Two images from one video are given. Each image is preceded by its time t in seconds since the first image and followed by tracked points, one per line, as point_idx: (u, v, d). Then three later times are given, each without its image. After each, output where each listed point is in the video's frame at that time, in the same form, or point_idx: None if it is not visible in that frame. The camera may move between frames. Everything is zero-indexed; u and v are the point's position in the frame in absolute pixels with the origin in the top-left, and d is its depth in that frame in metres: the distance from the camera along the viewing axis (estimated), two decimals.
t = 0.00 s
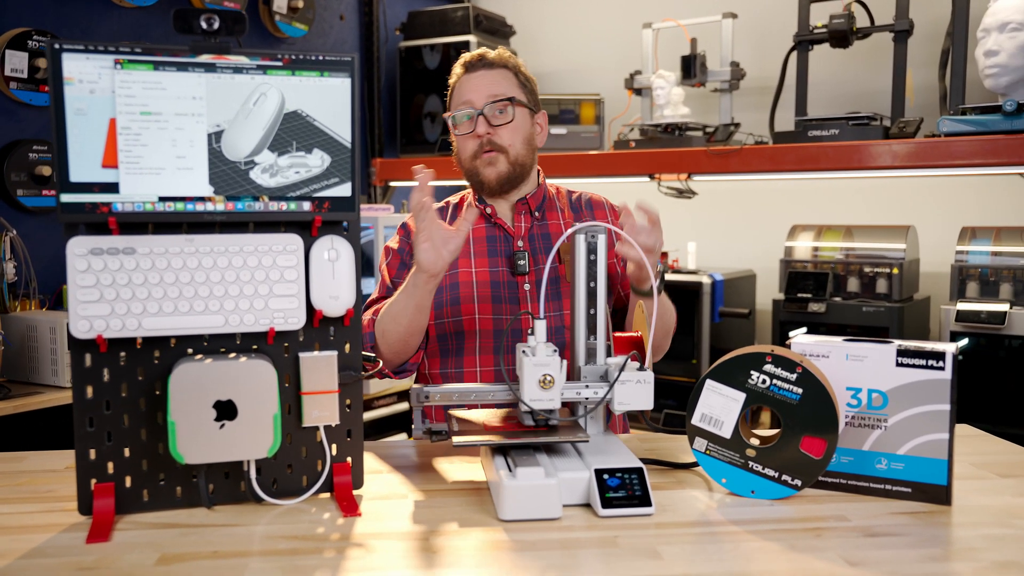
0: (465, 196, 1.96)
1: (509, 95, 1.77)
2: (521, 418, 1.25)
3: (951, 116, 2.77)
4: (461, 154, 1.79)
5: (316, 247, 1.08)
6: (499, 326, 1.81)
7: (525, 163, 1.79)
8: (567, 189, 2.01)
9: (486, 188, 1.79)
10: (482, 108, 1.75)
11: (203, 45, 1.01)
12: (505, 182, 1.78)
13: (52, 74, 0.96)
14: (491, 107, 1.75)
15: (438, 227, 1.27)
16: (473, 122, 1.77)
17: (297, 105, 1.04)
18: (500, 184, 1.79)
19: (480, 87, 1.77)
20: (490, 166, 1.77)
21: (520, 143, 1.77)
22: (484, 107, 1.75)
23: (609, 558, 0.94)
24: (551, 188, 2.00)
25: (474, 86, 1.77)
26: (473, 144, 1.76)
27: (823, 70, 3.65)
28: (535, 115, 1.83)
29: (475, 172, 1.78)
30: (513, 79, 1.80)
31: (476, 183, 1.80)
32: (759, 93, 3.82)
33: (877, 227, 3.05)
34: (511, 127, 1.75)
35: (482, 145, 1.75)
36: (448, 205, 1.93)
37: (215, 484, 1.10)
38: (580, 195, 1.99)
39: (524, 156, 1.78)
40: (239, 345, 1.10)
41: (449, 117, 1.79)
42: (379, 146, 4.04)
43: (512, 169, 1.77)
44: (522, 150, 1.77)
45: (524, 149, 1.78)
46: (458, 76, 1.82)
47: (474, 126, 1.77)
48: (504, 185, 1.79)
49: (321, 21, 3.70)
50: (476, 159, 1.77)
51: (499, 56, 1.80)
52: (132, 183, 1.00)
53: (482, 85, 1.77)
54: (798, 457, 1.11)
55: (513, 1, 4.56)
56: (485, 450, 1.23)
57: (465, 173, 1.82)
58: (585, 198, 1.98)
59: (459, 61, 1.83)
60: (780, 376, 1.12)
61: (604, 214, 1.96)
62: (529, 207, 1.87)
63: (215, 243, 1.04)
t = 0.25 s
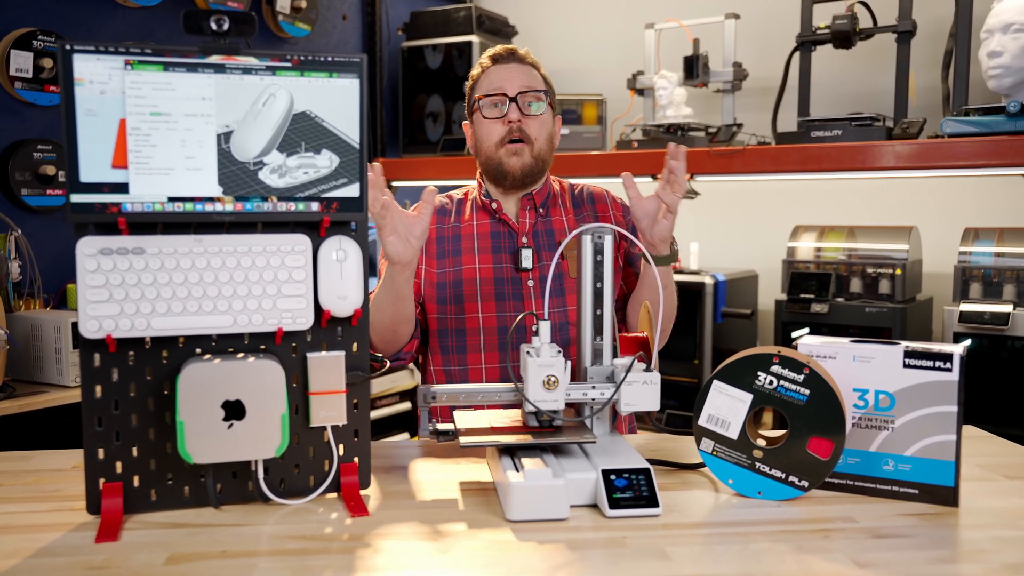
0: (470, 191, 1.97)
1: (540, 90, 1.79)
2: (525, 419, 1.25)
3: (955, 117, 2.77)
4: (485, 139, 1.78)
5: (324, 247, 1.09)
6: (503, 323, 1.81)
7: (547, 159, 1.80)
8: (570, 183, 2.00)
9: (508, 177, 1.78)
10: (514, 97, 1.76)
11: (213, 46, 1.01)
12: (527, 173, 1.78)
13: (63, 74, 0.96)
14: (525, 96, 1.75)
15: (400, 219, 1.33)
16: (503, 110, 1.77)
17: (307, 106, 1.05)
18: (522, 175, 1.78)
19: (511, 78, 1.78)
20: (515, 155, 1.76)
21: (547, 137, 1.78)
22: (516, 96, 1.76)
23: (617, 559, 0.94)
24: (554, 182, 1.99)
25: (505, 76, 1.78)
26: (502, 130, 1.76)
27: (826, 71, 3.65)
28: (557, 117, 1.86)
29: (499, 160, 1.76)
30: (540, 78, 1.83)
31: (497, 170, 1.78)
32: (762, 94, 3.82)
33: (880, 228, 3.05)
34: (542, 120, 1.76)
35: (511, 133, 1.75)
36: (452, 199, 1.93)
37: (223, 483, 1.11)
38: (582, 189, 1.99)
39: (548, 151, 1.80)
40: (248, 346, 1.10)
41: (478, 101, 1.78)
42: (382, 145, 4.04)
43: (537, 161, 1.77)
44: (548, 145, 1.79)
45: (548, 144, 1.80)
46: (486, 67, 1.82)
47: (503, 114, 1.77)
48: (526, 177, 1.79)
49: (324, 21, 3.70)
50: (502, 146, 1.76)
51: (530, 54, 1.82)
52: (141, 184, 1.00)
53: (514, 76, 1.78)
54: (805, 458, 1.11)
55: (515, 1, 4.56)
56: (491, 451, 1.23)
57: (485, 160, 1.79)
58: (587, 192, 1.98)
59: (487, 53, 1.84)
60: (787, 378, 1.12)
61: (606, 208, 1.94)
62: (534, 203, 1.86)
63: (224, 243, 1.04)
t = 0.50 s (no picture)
0: (474, 194, 1.96)
1: (547, 100, 1.78)
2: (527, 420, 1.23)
3: (960, 121, 2.77)
4: (490, 150, 1.78)
5: (333, 247, 1.09)
6: (507, 325, 1.81)
7: (551, 170, 1.81)
8: (577, 190, 2.01)
9: (510, 187, 1.79)
10: (521, 109, 1.75)
11: (224, 44, 1.01)
12: (530, 185, 1.79)
13: (74, 72, 0.96)
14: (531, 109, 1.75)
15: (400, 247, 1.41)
16: (509, 123, 1.77)
17: (317, 105, 1.05)
18: (525, 186, 1.79)
19: (519, 87, 1.76)
20: (519, 168, 1.77)
21: (552, 149, 1.78)
22: (522, 108, 1.75)
23: (624, 560, 0.94)
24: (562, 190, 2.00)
25: (512, 83, 1.76)
26: (506, 143, 1.76)
27: (830, 73, 3.65)
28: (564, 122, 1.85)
29: (502, 171, 1.78)
30: (548, 83, 1.81)
31: (501, 180, 1.79)
32: (766, 96, 3.82)
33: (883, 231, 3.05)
34: (547, 133, 1.77)
35: (516, 147, 1.76)
36: (457, 203, 1.93)
37: (229, 482, 1.11)
38: (592, 198, 1.98)
39: (552, 162, 1.80)
40: (255, 344, 1.10)
41: (484, 111, 1.77)
42: (385, 145, 4.04)
43: (540, 174, 1.78)
44: (552, 157, 1.79)
45: (552, 155, 1.80)
46: (495, 71, 1.80)
47: (509, 126, 1.77)
48: (529, 188, 1.80)
49: (329, 20, 3.70)
50: (506, 158, 1.77)
51: (540, 59, 1.79)
52: (152, 181, 1.00)
53: (521, 85, 1.76)
54: (811, 461, 1.11)
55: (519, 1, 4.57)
56: (497, 451, 1.23)
57: (490, 170, 1.81)
58: (595, 201, 1.98)
59: (496, 56, 1.81)
60: (794, 381, 1.12)
61: (614, 218, 1.96)
62: (540, 208, 1.87)
63: (234, 242, 1.04)
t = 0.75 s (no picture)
0: (477, 197, 1.96)
1: (550, 102, 1.78)
2: (536, 422, 1.23)
3: (961, 126, 2.77)
4: (492, 152, 1.78)
5: (339, 248, 1.09)
6: (512, 331, 1.80)
7: (554, 172, 1.80)
8: (580, 194, 2.01)
9: (511, 190, 1.79)
10: (524, 111, 1.75)
11: (232, 44, 1.01)
12: (532, 187, 1.79)
13: (81, 70, 0.96)
14: (533, 111, 1.75)
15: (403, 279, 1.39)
16: (511, 124, 1.77)
17: (323, 106, 1.05)
18: (527, 188, 1.79)
19: (522, 88, 1.77)
20: (520, 171, 1.76)
21: (554, 152, 1.78)
22: (524, 111, 1.75)
23: (628, 564, 0.94)
24: (564, 193, 1.99)
25: (516, 85, 1.77)
26: (508, 145, 1.76)
27: (832, 78, 3.66)
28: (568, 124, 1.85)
29: (504, 173, 1.77)
30: (552, 85, 1.81)
31: (503, 183, 1.79)
32: (768, 100, 3.82)
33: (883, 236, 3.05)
34: (550, 134, 1.76)
35: (518, 149, 1.75)
36: (460, 205, 1.93)
37: (233, 483, 1.11)
38: (594, 202, 1.99)
39: (554, 165, 1.80)
40: (260, 345, 1.10)
41: (486, 112, 1.77)
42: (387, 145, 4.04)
43: (543, 176, 1.78)
44: (555, 159, 1.79)
45: (555, 157, 1.80)
46: (498, 72, 1.80)
47: (511, 129, 1.77)
48: (530, 190, 1.79)
49: (331, 20, 3.70)
50: (507, 161, 1.76)
51: (543, 61, 1.79)
52: (158, 181, 1.00)
53: (524, 86, 1.77)
54: (816, 465, 1.11)
55: (522, 3, 4.57)
56: (501, 453, 1.23)
57: (491, 171, 1.80)
58: (598, 206, 1.99)
59: (499, 57, 1.81)
60: (798, 385, 1.12)
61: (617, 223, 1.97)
62: (544, 212, 1.86)
63: (239, 242, 1.04)
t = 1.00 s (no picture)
0: (470, 196, 1.96)
1: (548, 103, 1.78)
2: (525, 422, 1.24)
3: (952, 129, 2.78)
4: (490, 153, 1.78)
5: (334, 247, 1.09)
6: (502, 333, 1.81)
7: (549, 174, 1.81)
8: (572, 196, 2.01)
9: (508, 192, 1.79)
10: (522, 113, 1.75)
11: (228, 42, 1.01)
12: (528, 189, 1.79)
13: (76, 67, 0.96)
14: (532, 113, 1.75)
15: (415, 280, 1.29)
16: (510, 126, 1.77)
17: (320, 105, 1.04)
18: (523, 190, 1.79)
19: (520, 89, 1.76)
20: (517, 172, 1.77)
21: (551, 154, 1.79)
22: (523, 113, 1.75)
23: (623, 563, 0.95)
24: (557, 194, 2.00)
25: (514, 86, 1.76)
26: (506, 146, 1.76)
27: (824, 80, 3.67)
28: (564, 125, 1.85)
29: (501, 175, 1.77)
30: (550, 87, 1.81)
31: (499, 184, 1.79)
32: (760, 102, 3.84)
33: (874, 239, 3.06)
34: (548, 137, 1.77)
35: (516, 150, 1.75)
36: (453, 205, 1.93)
37: (226, 482, 1.10)
38: (587, 203, 2.00)
39: (551, 167, 1.81)
40: (255, 344, 1.09)
41: (485, 113, 1.77)
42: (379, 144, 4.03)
43: (539, 178, 1.78)
44: (551, 161, 1.80)
45: (551, 159, 1.81)
46: (495, 72, 1.79)
47: (509, 130, 1.77)
48: (527, 192, 1.80)
49: (324, 19, 3.69)
50: (504, 162, 1.76)
51: (542, 62, 1.79)
52: (153, 179, 1.00)
53: (522, 87, 1.76)
54: (809, 466, 1.12)
55: (515, 4, 4.57)
56: (495, 453, 1.23)
57: (488, 173, 1.80)
58: (590, 208, 1.99)
59: (497, 56, 1.81)
60: (792, 386, 1.13)
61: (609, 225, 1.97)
62: (536, 214, 1.88)
63: (234, 241, 1.04)
